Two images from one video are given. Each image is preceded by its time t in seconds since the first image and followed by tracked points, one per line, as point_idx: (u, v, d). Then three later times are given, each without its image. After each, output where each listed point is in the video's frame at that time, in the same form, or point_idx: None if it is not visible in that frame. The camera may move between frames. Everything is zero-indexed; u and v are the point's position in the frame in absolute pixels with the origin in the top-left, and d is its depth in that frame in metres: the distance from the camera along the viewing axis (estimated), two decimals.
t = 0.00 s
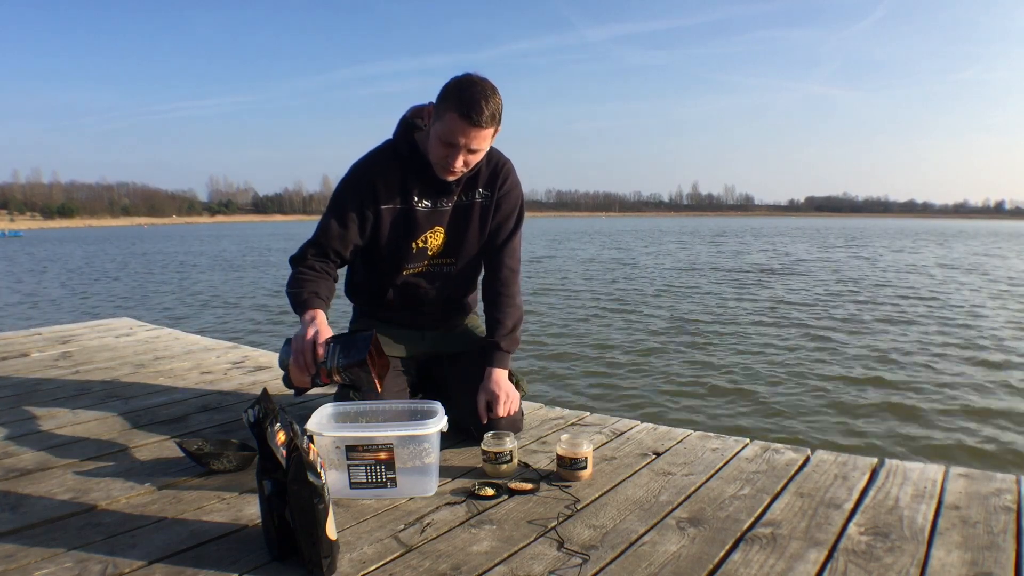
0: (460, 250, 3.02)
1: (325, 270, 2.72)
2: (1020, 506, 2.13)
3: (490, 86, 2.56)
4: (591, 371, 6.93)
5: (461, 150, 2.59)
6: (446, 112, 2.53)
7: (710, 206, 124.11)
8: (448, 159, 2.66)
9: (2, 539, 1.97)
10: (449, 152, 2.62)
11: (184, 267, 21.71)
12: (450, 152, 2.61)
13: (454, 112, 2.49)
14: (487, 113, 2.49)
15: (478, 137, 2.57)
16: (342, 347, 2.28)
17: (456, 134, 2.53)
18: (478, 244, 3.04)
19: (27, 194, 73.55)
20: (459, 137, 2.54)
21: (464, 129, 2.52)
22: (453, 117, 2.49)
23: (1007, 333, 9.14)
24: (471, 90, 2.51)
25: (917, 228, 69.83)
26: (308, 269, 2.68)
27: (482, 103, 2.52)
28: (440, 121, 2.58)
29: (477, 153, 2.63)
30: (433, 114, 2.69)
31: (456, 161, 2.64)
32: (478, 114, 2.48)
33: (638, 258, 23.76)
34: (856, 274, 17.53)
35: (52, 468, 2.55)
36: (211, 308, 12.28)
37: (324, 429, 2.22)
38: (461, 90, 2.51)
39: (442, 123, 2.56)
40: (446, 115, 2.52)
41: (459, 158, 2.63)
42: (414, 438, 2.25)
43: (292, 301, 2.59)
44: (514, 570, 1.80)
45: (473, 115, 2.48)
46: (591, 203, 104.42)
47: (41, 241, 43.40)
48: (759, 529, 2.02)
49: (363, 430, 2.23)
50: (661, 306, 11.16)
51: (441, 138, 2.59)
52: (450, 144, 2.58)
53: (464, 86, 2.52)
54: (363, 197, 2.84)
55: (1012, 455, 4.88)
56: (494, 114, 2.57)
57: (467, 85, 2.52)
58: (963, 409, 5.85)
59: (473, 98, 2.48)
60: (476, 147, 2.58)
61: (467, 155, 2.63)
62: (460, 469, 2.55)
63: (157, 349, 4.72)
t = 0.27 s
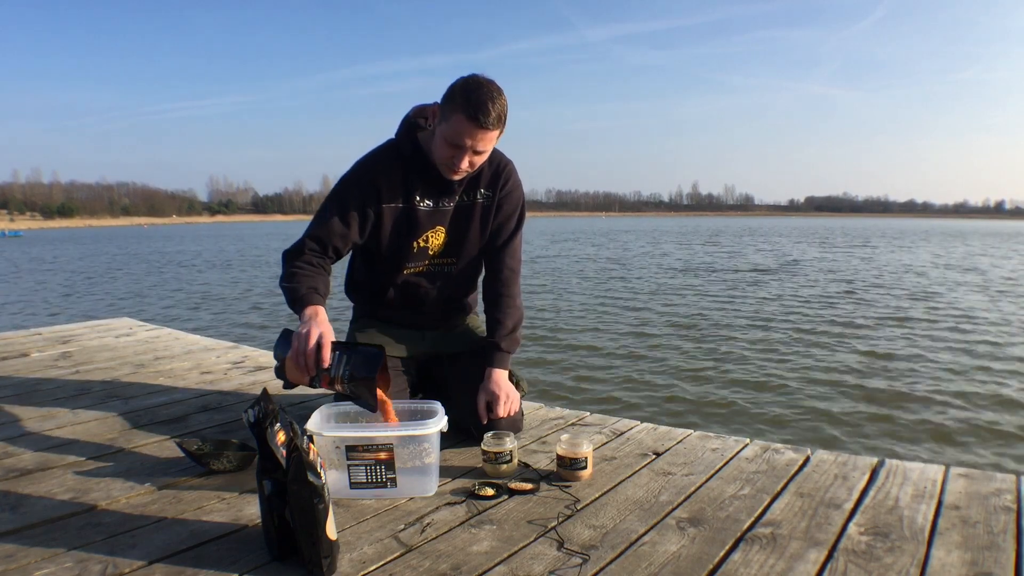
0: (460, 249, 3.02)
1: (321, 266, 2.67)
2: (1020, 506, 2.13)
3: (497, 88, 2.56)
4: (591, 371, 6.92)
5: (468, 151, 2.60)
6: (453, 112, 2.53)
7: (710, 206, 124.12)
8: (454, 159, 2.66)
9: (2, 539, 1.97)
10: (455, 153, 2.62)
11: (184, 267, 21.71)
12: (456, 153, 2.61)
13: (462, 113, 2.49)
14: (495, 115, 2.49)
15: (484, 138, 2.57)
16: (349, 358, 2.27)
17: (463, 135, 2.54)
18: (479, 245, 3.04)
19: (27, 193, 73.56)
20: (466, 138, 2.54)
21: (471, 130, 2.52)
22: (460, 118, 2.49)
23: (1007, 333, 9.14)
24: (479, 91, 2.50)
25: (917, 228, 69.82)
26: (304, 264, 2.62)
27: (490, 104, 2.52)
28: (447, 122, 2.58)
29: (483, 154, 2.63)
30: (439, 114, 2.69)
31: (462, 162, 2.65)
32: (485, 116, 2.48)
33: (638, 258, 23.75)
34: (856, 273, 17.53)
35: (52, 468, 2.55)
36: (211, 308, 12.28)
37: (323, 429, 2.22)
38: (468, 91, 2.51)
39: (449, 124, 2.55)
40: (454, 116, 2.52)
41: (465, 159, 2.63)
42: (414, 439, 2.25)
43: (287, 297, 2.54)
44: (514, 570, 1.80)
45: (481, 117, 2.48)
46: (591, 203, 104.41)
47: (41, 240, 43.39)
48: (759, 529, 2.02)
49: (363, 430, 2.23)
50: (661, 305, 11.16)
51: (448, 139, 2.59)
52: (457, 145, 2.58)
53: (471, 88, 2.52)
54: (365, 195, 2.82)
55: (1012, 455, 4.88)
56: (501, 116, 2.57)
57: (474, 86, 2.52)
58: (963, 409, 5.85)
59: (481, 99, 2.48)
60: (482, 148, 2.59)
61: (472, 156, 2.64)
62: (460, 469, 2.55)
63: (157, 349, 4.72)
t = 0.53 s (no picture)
0: (461, 249, 3.02)
1: (322, 264, 2.64)
2: (1020, 506, 2.13)
3: (501, 88, 2.56)
4: (591, 371, 6.92)
5: (472, 152, 2.60)
6: (458, 113, 2.53)
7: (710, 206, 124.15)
8: (458, 159, 2.66)
9: (2, 538, 1.97)
10: (459, 153, 2.63)
11: (184, 267, 21.70)
12: (460, 153, 2.62)
13: (466, 113, 2.49)
14: (500, 116, 2.50)
15: (488, 139, 2.57)
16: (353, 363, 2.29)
17: (468, 136, 2.54)
18: (480, 244, 3.04)
19: (26, 193, 73.54)
20: (470, 138, 2.54)
21: (475, 131, 2.52)
22: (465, 118, 2.49)
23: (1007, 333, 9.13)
24: (483, 92, 2.50)
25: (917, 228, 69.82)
26: (304, 262, 2.59)
27: (495, 105, 2.52)
28: (451, 122, 2.58)
29: (486, 154, 2.63)
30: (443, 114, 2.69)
31: (466, 162, 2.65)
32: (490, 116, 2.48)
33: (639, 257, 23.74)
34: (856, 273, 17.52)
35: (52, 468, 2.54)
36: (211, 308, 12.27)
37: (323, 429, 2.23)
38: (473, 91, 2.51)
39: (453, 125, 2.56)
40: (458, 117, 2.52)
41: (468, 159, 2.63)
42: (415, 439, 2.25)
43: (288, 295, 2.50)
44: (514, 569, 1.80)
45: (485, 117, 2.48)
46: (591, 203, 104.41)
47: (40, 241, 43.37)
48: (759, 529, 2.02)
49: (363, 430, 2.23)
50: (661, 305, 11.16)
51: (452, 139, 2.59)
52: (461, 145, 2.58)
53: (476, 88, 2.52)
54: (367, 194, 2.82)
55: (1012, 455, 4.88)
56: (505, 117, 2.58)
57: (479, 87, 2.52)
58: (963, 408, 5.85)
59: (486, 100, 2.48)
60: (486, 149, 2.59)
61: (476, 156, 2.64)
62: (460, 470, 2.54)
63: (157, 349, 4.72)
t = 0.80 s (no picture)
0: (462, 249, 3.02)
1: (323, 262, 2.64)
2: (1020, 506, 2.13)
3: (503, 88, 2.56)
4: (592, 371, 6.92)
5: (473, 151, 2.60)
6: (459, 112, 2.52)
7: (709, 206, 124.18)
8: (459, 159, 2.66)
9: (2, 539, 1.97)
10: (460, 152, 2.63)
11: (183, 267, 21.68)
12: (461, 153, 2.62)
13: (468, 113, 2.49)
14: (501, 116, 2.49)
15: (490, 138, 2.57)
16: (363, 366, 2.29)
17: (469, 135, 2.54)
18: (481, 245, 3.04)
19: (26, 193, 73.53)
20: (471, 138, 2.54)
21: (476, 131, 2.52)
22: (466, 118, 2.49)
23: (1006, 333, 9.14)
24: (485, 92, 2.50)
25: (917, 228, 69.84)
26: (306, 260, 2.58)
27: (496, 105, 2.52)
28: (452, 122, 2.58)
29: (487, 154, 2.63)
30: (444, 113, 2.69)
31: (467, 162, 2.65)
32: (491, 116, 2.48)
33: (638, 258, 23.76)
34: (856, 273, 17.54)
35: (53, 468, 2.55)
36: (211, 308, 12.27)
37: (323, 429, 2.23)
38: (474, 91, 2.51)
39: (454, 124, 2.56)
40: (459, 116, 2.52)
41: (469, 158, 2.63)
42: (415, 438, 2.25)
43: (290, 292, 2.49)
44: (514, 570, 1.80)
45: (487, 117, 2.48)
46: (591, 203, 104.41)
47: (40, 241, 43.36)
48: (759, 529, 2.02)
49: (363, 429, 2.23)
50: (662, 306, 11.16)
51: (453, 138, 2.59)
52: (462, 144, 2.58)
53: (478, 88, 2.51)
54: (368, 193, 2.82)
55: (1011, 455, 4.88)
56: (506, 116, 2.57)
57: (481, 86, 2.52)
58: (963, 408, 5.85)
59: (487, 100, 2.48)
60: (487, 148, 2.59)
61: (477, 156, 2.64)
62: (460, 470, 2.55)
63: (157, 349, 4.72)
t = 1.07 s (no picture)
0: (462, 249, 3.02)
1: (324, 260, 2.63)
2: (1020, 506, 2.13)
3: (504, 88, 2.56)
4: (591, 371, 6.91)
5: (473, 151, 2.60)
6: (460, 111, 2.52)
7: (709, 206, 124.18)
8: (459, 158, 2.66)
9: (2, 539, 1.97)
10: (460, 151, 2.62)
11: (183, 267, 21.67)
12: (462, 152, 2.62)
13: (468, 113, 2.49)
14: (502, 115, 2.49)
15: (490, 138, 2.57)
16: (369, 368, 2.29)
17: (469, 135, 2.54)
18: (481, 245, 3.04)
19: (27, 193, 73.56)
20: (472, 137, 2.54)
21: (477, 130, 2.52)
22: (467, 117, 2.49)
23: (1006, 333, 9.14)
24: (487, 91, 2.50)
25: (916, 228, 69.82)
26: (309, 258, 2.57)
27: (497, 104, 2.52)
28: (453, 121, 2.58)
29: (488, 154, 2.63)
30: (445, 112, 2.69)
31: (467, 161, 2.65)
32: (492, 115, 2.48)
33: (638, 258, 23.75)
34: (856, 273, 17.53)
35: (53, 468, 2.55)
36: (210, 308, 12.27)
37: (323, 429, 2.22)
38: (475, 90, 2.51)
39: (455, 123, 2.56)
40: (460, 116, 2.52)
41: (470, 158, 2.63)
42: (415, 438, 2.25)
43: (294, 291, 2.47)
44: (514, 570, 1.80)
45: (487, 116, 2.48)
46: (591, 203, 104.39)
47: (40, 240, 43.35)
48: (759, 529, 2.02)
49: (363, 429, 2.23)
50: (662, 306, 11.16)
51: (454, 138, 2.59)
52: (462, 143, 2.58)
53: (479, 87, 2.51)
54: (369, 192, 2.82)
55: (1011, 455, 4.88)
56: (507, 116, 2.57)
57: (482, 86, 2.52)
58: (962, 408, 5.85)
59: (488, 99, 2.48)
60: (488, 147, 2.59)
61: (477, 156, 2.64)
62: (460, 470, 2.55)
63: (156, 349, 4.72)
